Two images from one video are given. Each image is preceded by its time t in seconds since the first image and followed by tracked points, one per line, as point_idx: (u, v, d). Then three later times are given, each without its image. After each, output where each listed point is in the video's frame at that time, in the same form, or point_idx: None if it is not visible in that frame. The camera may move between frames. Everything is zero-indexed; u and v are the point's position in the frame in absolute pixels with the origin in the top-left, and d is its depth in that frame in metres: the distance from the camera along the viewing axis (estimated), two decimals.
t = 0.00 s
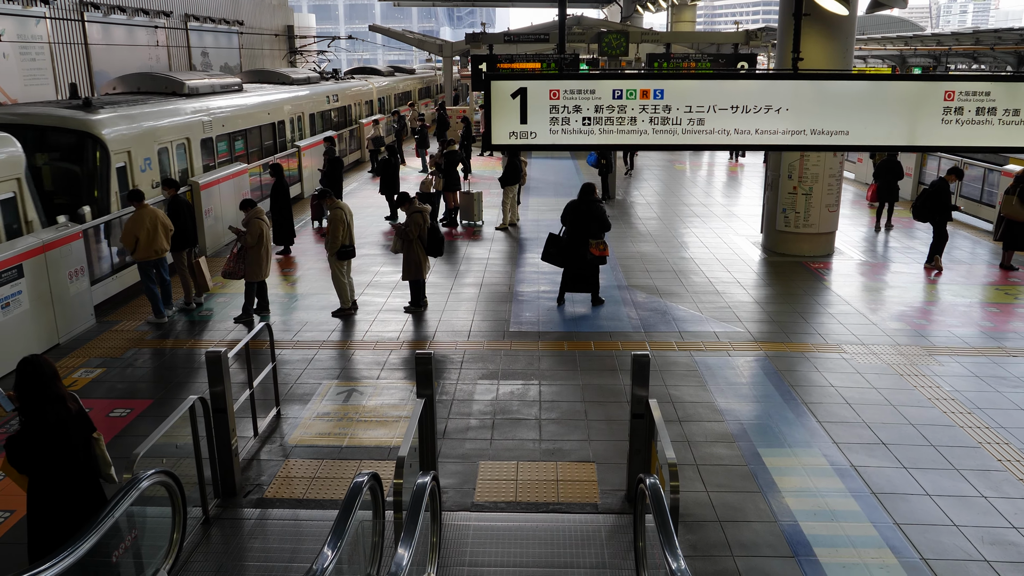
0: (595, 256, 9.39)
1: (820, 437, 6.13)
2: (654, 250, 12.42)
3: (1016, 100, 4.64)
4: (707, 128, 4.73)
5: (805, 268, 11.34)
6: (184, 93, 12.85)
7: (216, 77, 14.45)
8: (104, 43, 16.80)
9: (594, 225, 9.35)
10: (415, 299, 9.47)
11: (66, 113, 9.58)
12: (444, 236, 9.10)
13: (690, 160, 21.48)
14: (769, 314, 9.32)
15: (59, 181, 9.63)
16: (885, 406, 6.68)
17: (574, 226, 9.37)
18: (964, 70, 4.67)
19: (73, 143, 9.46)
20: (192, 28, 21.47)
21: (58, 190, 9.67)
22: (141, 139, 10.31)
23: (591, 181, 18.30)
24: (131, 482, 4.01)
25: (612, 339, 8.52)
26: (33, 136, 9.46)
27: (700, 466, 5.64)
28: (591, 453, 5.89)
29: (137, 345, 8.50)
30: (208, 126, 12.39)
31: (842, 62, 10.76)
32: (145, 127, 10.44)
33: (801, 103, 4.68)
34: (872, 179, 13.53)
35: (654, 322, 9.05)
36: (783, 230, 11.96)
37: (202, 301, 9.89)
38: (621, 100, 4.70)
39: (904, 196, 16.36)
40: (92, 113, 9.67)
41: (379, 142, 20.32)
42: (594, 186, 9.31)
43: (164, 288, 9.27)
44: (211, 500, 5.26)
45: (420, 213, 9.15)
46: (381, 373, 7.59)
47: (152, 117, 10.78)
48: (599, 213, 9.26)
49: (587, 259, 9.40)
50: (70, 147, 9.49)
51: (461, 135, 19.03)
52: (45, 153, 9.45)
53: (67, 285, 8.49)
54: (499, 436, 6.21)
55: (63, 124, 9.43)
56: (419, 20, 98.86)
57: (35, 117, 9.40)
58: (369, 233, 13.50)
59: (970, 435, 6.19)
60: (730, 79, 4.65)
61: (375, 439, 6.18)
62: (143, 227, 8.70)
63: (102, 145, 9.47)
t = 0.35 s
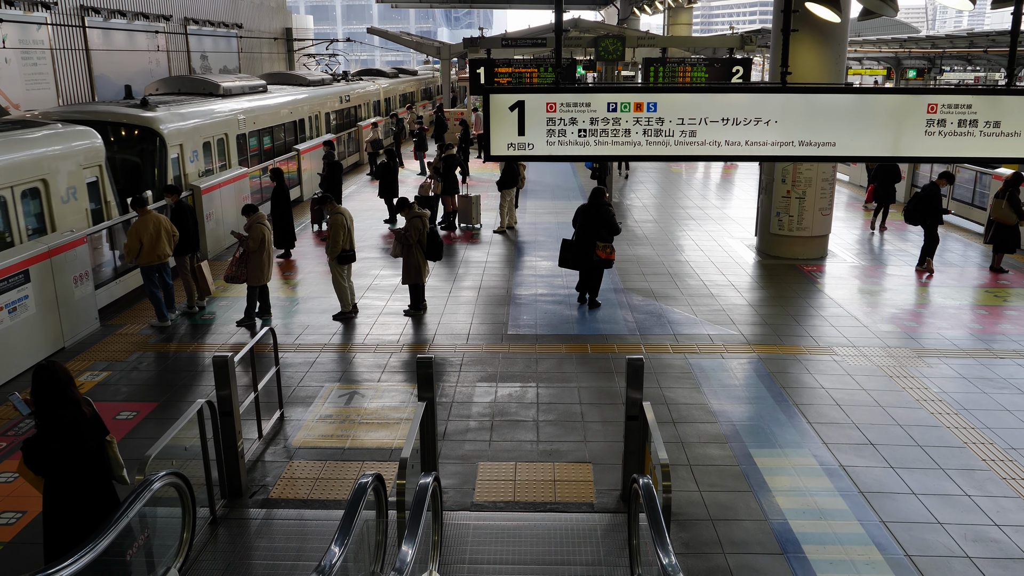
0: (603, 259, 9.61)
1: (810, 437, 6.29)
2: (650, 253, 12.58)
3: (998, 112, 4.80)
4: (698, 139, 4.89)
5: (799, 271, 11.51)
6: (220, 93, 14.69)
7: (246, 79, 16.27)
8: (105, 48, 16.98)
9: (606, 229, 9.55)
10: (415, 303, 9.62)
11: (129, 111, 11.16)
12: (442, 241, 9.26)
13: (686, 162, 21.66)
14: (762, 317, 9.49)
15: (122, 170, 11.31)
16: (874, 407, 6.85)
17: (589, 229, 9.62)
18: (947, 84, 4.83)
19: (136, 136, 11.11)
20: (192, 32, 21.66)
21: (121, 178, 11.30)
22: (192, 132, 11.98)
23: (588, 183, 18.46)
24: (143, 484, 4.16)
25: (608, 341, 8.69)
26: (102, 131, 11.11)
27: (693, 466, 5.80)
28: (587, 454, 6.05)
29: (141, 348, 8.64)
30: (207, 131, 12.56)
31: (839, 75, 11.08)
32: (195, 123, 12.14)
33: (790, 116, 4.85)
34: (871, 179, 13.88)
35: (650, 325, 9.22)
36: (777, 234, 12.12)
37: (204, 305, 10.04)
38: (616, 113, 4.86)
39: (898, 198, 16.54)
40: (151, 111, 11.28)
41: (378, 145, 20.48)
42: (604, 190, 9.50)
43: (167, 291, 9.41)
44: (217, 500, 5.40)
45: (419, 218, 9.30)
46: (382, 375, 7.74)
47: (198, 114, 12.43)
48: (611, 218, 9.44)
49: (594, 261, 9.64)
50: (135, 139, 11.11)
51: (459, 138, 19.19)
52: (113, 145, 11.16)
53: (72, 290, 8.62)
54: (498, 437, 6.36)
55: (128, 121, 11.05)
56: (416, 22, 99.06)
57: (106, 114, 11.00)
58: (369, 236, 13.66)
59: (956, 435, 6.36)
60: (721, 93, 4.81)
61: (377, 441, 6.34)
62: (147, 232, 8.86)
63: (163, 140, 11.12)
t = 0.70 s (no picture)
0: (602, 259, 9.81)
1: (801, 437, 6.45)
2: (646, 254, 12.73)
3: (982, 121, 4.95)
4: (691, 148, 5.05)
5: (793, 273, 11.67)
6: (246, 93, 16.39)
7: (261, 81, 17.44)
8: (105, 50, 17.13)
9: (610, 232, 9.72)
10: (415, 304, 9.77)
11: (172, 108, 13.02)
12: (441, 244, 9.41)
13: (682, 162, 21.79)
14: (756, 318, 9.65)
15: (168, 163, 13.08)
16: (865, 407, 7.01)
17: (594, 230, 9.80)
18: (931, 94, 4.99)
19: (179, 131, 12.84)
20: (191, 34, 21.80)
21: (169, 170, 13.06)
22: (225, 126, 13.79)
23: (585, 184, 18.59)
24: (156, 483, 4.31)
25: (605, 342, 8.84)
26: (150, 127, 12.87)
27: (687, 465, 5.95)
28: (584, 453, 6.20)
29: (146, 350, 8.79)
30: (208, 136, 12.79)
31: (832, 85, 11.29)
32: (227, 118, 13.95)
33: (779, 125, 5.00)
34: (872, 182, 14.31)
35: (646, 326, 9.38)
36: (772, 235, 12.28)
37: (207, 307, 10.18)
38: (611, 123, 5.01)
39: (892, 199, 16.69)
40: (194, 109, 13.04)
41: (376, 146, 20.61)
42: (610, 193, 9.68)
43: (171, 293, 9.55)
44: (225, 499, 5.55)
45: (419, 221, 9.45)
46: (383, 377, 7.89)
47: (230, 111, 14.22)
48: (616, 222, 9.59)
49: (593, 261, 9.86)
50: (178, 134, 12.90)
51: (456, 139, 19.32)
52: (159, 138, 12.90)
53: (78, 293, 8.77)
54: (497, 437, 6.52)
55: (172, 118, 12.81)
56: (414, 21, 99.16)
57: (152, 111, 12.80)
58: (368, 237, 13.80)
59: (943, 434, 6.52)
60: (713, 103, 4.97)
61: (378, 441, 6.49)
62: (150, 235, 8.99)
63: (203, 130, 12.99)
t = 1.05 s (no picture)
0: (609, 258, 10.14)
1: (796, 436, 6.61)
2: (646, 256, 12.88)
3: (970, 130, 5.10)
4: (688, 156, 5.19)
5: (791, 274, 11.82)
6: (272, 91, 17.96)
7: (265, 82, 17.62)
8: (111, 53, 17.32)
9: (618, 233, 10.01)
10: (418, 305, 9.92)
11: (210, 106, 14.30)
12: (444, 246, 9.58)
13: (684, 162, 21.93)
14: (754, 319, 9.81)
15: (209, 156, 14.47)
16: (859, 407, 7.16)
17: (603, 230, 10.12)
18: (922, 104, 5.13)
19: (217, 127, 14.20)
20: (195, 36, 22.00)
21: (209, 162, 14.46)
22: (257, 122, 15.13)
23: (586, 185, 18.74)
24: (171, 482, 4.47)
25: (605, 343, 9.01)
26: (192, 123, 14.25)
27: (684, 464, 6.11)
28: (583, 452, 6.36)
29: (155, 350, 8.96)
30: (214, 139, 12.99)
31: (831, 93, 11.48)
32: (260, 114, 15.29)
33: (773, 133, 5.15)
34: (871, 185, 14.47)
35: (645, 327, 9.54)
36: (770, 236, 12.43)
37: (213, 308, 10.34)
38: (609, 132, 5.16)
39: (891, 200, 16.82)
40: (230, 106, 14.40)
41: (379, 147, 20.78)
42: (620, 195, 9.90)
43: (178, 295, 9.71)
44: (234, 497, 5.71)
45: (422, 223, 9.60)
46: (387, 377, 8.05)
47: (261, 108, 15.53)
48: (624, 223, 9.87)
49: (601, 258, 10.20)
50: (217, 129, 14.27)
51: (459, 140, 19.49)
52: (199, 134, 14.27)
53: (87, 295, 8.93)
54: (499, 436, 6.67)
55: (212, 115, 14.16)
56: (416, 20, 99.28)
57: (194, 108, 14.07)
58: (371, 239, 13.96)
59: (935, 434, 6.67)
60: (709, 113, 5.11)
61: (383, 440, 6.65)
62: (159, 239, 9.17)
63: (239, 126, 14.26)
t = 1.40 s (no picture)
0: (630, 260, 10.32)
1: (793, 435, 6.76)
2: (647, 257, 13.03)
3: (960, 138, 5.24)
4: (686, 164, 5.35)
5: (790, 274, 11.97)
6: (295, 91, 19.55)
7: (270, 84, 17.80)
8: (117, 55, 17.52)
9: (638, 235, 10.19)
10: (422, 307, 10.08)
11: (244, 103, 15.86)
12: (448, 248, 9.73)
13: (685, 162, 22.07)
14: (753, 320, 9.95)
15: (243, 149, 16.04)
16: (854, 407, 7.31)
17: (623, 233, 10.30)
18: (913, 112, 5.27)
19: (249, 123, 15.74)
20: (199, 37, 22.20)
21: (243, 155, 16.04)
22: (285, 118, 16.57)
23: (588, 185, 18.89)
24: (186, 480, 4.63)
25: (607, 343, 9.16)
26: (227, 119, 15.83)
27: (683, 462, 6.26)
28: (584, 451, 6.51)
29: (164, 351, 9.13)
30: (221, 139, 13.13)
31: (830, 97, 11.67)
32: (288, 111, 16.82)
33: (769, 142, 5.31)
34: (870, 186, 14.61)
35: (645, 327, 9.69)
36: (770, 237, 12.58)
37: (221, 309, 10.51)
38: (610, 140, 5.32)
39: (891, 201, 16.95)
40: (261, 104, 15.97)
41: (382, 148, 20.95)
42: (639, 198, 10.06)
43: (187, 296, 9.88)
44: (245, 495, 5.86)
45: (426, 226, 9.75)
46: (392, 377, 8.21)
47: (289, 106, 17.09)
48: (643, 226, 10.05)
49: (622, 260, 10.40)
50: (250, 125, 15.80)
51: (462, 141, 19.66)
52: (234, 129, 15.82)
53: (97, 296, 9.10)
54: (502, 435, 6.83)
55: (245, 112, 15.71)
56: (418, 19, 99.45)
57: (228, 106, 15.58)
58: (376, 240, 14.12)
59: (929, 433, 6.81)
60: (706, 122, 5.27)
61: (389, 439, 6.81)
62: (169, 241, 9.34)
63: (270, 122, 15.79)
